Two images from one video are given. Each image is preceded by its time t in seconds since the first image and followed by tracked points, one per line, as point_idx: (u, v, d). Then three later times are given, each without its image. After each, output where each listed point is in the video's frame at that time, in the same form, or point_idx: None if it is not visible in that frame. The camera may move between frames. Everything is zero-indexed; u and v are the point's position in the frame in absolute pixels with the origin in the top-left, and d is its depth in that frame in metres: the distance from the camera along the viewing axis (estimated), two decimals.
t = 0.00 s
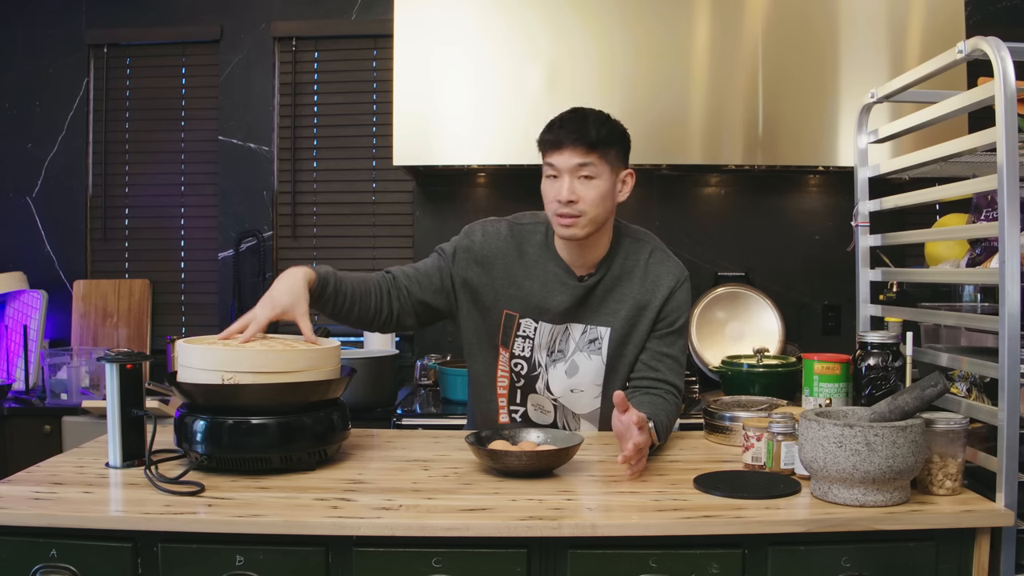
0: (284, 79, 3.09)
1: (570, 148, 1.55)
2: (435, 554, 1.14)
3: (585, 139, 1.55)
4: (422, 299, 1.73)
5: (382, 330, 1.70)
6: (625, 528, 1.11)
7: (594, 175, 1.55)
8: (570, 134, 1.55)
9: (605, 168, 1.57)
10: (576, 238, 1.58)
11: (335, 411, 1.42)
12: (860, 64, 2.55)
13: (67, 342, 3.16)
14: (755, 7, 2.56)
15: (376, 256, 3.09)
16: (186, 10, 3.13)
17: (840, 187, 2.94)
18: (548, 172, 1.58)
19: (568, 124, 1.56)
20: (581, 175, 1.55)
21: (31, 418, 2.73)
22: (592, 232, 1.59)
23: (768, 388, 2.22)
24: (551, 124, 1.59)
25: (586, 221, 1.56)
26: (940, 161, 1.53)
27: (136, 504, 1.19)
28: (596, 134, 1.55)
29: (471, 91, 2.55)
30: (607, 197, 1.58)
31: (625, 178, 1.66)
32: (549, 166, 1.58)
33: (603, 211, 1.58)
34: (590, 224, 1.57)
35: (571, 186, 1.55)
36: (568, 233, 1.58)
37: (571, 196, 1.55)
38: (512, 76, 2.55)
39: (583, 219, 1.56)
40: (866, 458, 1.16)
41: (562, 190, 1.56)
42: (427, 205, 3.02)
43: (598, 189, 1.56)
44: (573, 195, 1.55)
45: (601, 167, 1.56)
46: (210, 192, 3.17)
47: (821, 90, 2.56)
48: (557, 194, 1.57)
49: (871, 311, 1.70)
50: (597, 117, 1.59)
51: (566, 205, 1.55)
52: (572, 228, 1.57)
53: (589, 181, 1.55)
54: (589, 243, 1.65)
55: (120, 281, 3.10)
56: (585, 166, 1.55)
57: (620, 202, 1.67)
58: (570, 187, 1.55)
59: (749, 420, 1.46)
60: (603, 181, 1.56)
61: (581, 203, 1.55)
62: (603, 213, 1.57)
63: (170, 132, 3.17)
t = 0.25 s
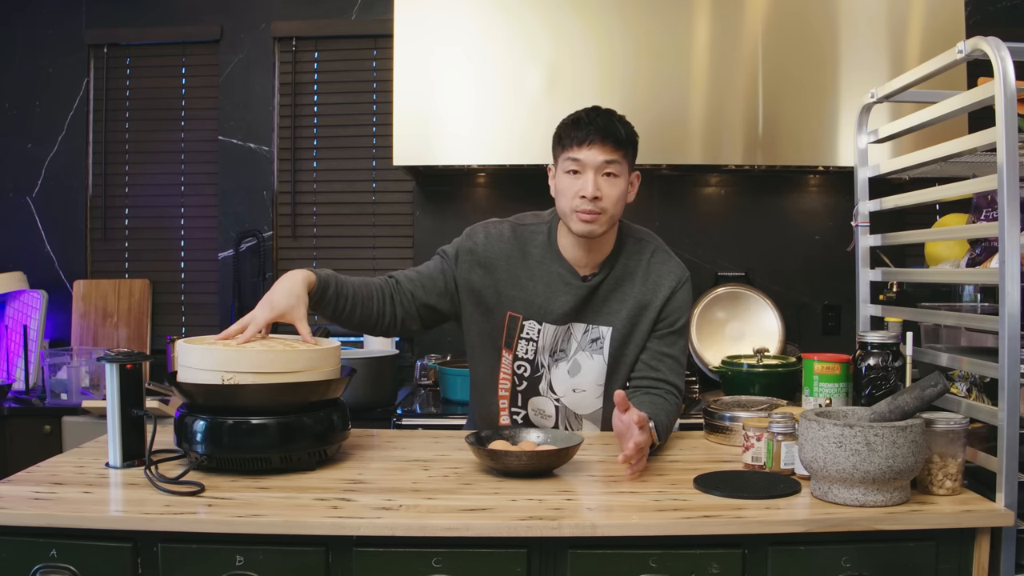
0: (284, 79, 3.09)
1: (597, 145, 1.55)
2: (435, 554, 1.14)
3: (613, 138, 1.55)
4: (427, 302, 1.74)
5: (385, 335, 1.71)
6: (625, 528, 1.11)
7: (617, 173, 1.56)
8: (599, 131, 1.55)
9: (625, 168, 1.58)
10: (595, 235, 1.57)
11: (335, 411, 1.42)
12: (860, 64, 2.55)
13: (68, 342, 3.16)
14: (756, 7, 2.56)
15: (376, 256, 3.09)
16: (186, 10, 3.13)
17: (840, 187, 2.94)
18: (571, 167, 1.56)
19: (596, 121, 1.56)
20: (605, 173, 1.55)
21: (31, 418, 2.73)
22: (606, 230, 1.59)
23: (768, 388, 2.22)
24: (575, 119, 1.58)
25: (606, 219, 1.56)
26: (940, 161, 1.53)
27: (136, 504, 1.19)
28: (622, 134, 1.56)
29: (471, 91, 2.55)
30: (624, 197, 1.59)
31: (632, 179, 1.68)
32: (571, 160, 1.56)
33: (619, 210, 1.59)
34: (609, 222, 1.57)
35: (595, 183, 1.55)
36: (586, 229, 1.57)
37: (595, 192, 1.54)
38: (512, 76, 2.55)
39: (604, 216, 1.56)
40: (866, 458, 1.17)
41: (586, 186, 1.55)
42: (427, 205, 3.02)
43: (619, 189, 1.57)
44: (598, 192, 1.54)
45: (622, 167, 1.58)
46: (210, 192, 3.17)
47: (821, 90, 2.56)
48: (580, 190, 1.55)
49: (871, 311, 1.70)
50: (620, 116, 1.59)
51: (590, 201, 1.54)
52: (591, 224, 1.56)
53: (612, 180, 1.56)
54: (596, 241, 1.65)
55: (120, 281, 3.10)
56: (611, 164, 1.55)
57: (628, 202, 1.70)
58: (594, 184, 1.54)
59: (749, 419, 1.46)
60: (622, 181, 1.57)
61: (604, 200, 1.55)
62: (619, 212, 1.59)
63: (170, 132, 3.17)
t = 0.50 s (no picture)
0: (284, 79, 3.09)
1: (596, 145, 1.55)
2: (434, 554, 1.14)
3: (612, 138, 1.55)
4: (429, 303, 1.74)
5: (387, 337, 1.71)
6: (625, 528, 1.11)
7: (616, 174, 1.56)
8: (597, 131, 1.55)
9: (624, 168, 1.58)
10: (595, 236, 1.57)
11: (335, 411, 1.42)
12: (860, 64, 2.55)
13: (68, 342, 3.16)
14: (756, 7, 2.56)
15: (376, 256, 3.09)
16: (186, 10, 3.13)
17: (840, 187, 2.94)
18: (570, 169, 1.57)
19: (593, 121, 1.56)
20: (604, 173, 1.55)
21: (31, 418, 2.73)
22: (607, 230, 1.59)
23: (768, 388, 2.22)
24: (572, 121, 1.58)
25: (607, 219, 1.56)
26: (940, 161, 1.53)
27: (135, 504, 1.19)
28: (621, 134, 1.57)
29: (471, 91, 2.55)
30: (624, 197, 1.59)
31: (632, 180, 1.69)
32: (570, 161, 1.57)
33: (619, 211, 1.59)
34: (609, 223, 1.57)
35: (594, 183, 1.55)
36: (587, 230, 1.56)
37: (595, 193, 1.54)
38: (512, 76, 2.55)
39: (604, 216, 1.55)
40: (866, 458, 1.17)
41: (585, 187, 1.55)
42: (427, 205, 3.02)
43: (618, 189, 1.57)
44: (597, 192, 1.54)
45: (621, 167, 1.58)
46: (210, 192, 3.17)
47: (821, 90, 2.56)
48: (579, 190, 1.55)
49: (871, 311, 1.70)
50: (618, 117, 1.59)
51: (589, 201, 1.54)
52: (592, 225, 1.56)
53: (611, 180, 1.56)
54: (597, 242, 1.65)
55: (120, 281, 3.10)
56: (609, 164, 1.55)
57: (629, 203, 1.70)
58: (593, 184, 1.54)
59: (749, 419, 1.46)
60: (622, 181, 1.57)
61: (604, 200, 1.55)
62: (620, 213, 1.59)
63: (170, 132, 3.17)
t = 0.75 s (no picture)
0: (284, 79, 3.09)
1: (588, 146, 1.55)
2: (435, 554, 1.14)
3: (603, 138, 1.56)
4: (428, 305, 1.74)
5: (387, 339, 1.70)
6: (625, 528, 1.11)
7: (609, 173, 1.56)
8: (588, 132, 1.55)
9: (618, 168, 1.58)
10: (592, 237, 1.56)
11: (335, 411, 1.42)
12: (860, 64, 2.55)
13: (68, 342, 3.16)
14: (755, 7, 2.56)
15: (376, 256, 3.09)
16: (186, 10, 3.13)
17: (840, 187, 2.94)
18: (563, 171, 1.57)
19: (585, 122, 1.57)
20: (597, 174, 1.56)
21: (31, 418, 2.73)
22: (604, 232, 1.58)
23: (768, 388, 2.22)
24: (563, 124, 1.59)
25: (603, 220, 1.56)
26: (940, 161, 1.53)
27: (136, 504, 1.19)
28: (613, 134, 1.57)
29: (471, 91, 2.55)
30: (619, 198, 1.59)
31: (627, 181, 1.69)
32: (563, 164, 1.57)
33: (615, 211, 1.59)
34: (606, 223, 1.57)
35: (588, 184, 1.55)
36: (583, 231, 1.56)
37: (589, 193, 1.54)
38: (512, 76, 2.55)
39: (600, 217, 1.55)
40: (866, 458, 1.17)
41: (579, 188, 1.55)
42: (427, 205, 3.02)
43: (613, 189, 1.57)
44: (591, 192, 1.54)
45: (615, 168, 1.58)
46: (210, 192, 3.17)
47: (821, 90, 2.56)
48: (573, 192, 1.55)
49: (871, 311, 1.70)
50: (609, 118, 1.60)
51: (584, 202, 1.54)
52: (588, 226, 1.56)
53: (605, 180, 1.56)
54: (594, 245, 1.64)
55: (120, 281, 3.10)
56: (602, 164, 1.55)
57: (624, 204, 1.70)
58: (587, 184, 1.55)
59: (749, 419, 1.46)
60: (617, 181, 1.58)
61: (598, 201, 1.55)
62: (615, 213, 1.58)
63: (170, 132, 3.17)
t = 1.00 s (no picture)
0: (284, 79, 3.09)
1: (579, 147, 1.55)
2: (434, 554, 1.14)
3: (595, 138, 1.56)
4: (427, 306, 1.74)
5: (386, 340, 1.70)
6: (625, 528, 1.11)
7: (602, 173, 1.56)
8: (579, 133, 1.55)
9: (612, 167, 1.58)
10: (589, 238, 1.56)
11: (335, 411, 1.42)
12: (860, 64, 2.55)
13: (68, 342, 3.16)
14: (755, 7, 2.56)
15: (376, 256, 3.09)
16: (186, 10, 3.13)
17: (840, 187, 2.94)
18: (556, 173, 1.58)
19: (575, 123, 1.56)
20: (591, 174, 1.56)
21: (31, 418, 2.73)
22: (600, 232, 1.58)
23: (768, 388, 2.22)
24: (554, 126, 1.60)
25: (599, 220, 1.56)
26: (940, 161, 1.53)
27: (136, 504, 1.19)
28: (604, 133, 1.57)
29: (471, 91, 2.55)
30: (614, 197, 1.59)
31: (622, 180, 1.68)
32: (557, 166, 1.57)
33: (611, 211, 1.58)
34: (602, 223, 1.57)
35: (581, 185, 1.55)
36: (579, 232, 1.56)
37: (583, 194, 1.54)
38: (512, 76, 2.55)
39: (595, 217, 1.55)
40: (866, 458, 1.17)
41: (572, 189, 1.55)
42: (427, 205, 3.02)
43: (608, 189, 1.56)
44: (585, 193, 1.54)
45: (609, 167, 1.58)
46: (210, 192, 3.17)
47: (821, 90, 2.56)
48: (567, 194, 1.56)
49: (871, 311, 1.70)
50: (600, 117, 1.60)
51: (578, 203, 1.54)
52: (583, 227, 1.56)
53: (599, 180, 1.56)
54: (592, 245, 1.64)
55: (120, 281, 3.10)
56: (594, 164, 1.55)
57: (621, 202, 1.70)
58: (581, 185, 1.55)
59: (749, 419, 1.46)
60: (611, 180, 1.57)
61: (593, 201, 1.55)
62: (611, 212, 1.58)
63: (170, 132, 3.17)
